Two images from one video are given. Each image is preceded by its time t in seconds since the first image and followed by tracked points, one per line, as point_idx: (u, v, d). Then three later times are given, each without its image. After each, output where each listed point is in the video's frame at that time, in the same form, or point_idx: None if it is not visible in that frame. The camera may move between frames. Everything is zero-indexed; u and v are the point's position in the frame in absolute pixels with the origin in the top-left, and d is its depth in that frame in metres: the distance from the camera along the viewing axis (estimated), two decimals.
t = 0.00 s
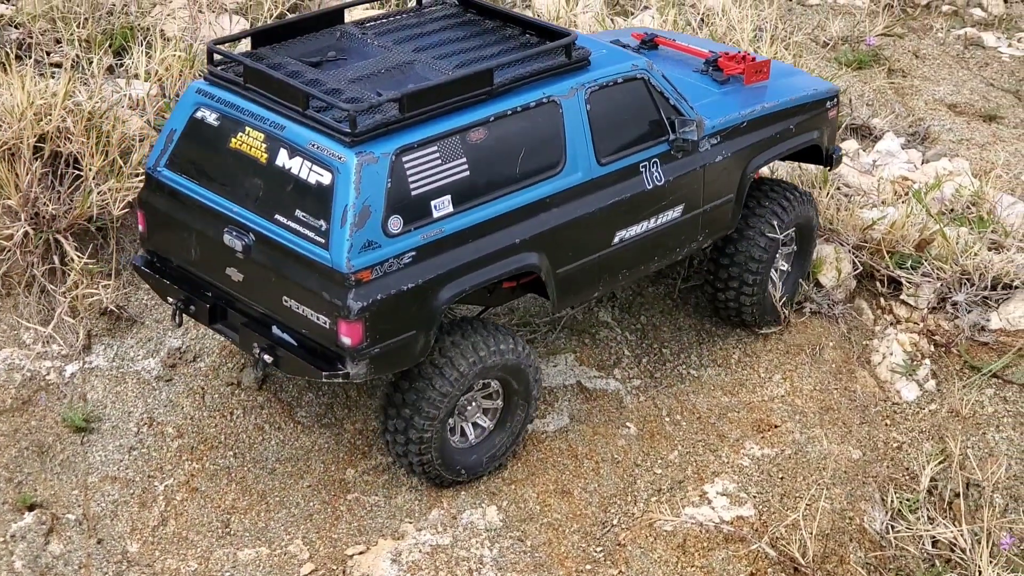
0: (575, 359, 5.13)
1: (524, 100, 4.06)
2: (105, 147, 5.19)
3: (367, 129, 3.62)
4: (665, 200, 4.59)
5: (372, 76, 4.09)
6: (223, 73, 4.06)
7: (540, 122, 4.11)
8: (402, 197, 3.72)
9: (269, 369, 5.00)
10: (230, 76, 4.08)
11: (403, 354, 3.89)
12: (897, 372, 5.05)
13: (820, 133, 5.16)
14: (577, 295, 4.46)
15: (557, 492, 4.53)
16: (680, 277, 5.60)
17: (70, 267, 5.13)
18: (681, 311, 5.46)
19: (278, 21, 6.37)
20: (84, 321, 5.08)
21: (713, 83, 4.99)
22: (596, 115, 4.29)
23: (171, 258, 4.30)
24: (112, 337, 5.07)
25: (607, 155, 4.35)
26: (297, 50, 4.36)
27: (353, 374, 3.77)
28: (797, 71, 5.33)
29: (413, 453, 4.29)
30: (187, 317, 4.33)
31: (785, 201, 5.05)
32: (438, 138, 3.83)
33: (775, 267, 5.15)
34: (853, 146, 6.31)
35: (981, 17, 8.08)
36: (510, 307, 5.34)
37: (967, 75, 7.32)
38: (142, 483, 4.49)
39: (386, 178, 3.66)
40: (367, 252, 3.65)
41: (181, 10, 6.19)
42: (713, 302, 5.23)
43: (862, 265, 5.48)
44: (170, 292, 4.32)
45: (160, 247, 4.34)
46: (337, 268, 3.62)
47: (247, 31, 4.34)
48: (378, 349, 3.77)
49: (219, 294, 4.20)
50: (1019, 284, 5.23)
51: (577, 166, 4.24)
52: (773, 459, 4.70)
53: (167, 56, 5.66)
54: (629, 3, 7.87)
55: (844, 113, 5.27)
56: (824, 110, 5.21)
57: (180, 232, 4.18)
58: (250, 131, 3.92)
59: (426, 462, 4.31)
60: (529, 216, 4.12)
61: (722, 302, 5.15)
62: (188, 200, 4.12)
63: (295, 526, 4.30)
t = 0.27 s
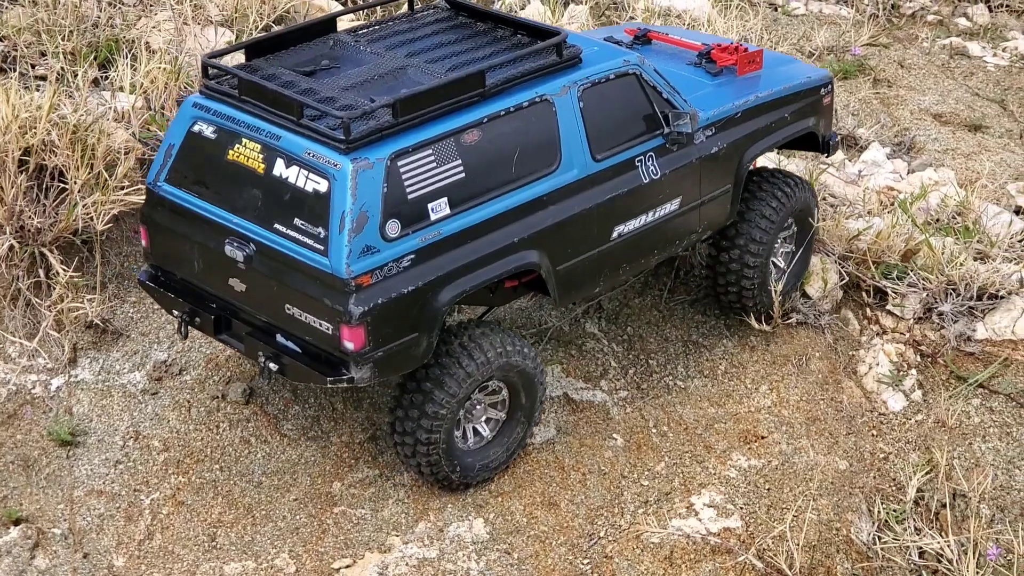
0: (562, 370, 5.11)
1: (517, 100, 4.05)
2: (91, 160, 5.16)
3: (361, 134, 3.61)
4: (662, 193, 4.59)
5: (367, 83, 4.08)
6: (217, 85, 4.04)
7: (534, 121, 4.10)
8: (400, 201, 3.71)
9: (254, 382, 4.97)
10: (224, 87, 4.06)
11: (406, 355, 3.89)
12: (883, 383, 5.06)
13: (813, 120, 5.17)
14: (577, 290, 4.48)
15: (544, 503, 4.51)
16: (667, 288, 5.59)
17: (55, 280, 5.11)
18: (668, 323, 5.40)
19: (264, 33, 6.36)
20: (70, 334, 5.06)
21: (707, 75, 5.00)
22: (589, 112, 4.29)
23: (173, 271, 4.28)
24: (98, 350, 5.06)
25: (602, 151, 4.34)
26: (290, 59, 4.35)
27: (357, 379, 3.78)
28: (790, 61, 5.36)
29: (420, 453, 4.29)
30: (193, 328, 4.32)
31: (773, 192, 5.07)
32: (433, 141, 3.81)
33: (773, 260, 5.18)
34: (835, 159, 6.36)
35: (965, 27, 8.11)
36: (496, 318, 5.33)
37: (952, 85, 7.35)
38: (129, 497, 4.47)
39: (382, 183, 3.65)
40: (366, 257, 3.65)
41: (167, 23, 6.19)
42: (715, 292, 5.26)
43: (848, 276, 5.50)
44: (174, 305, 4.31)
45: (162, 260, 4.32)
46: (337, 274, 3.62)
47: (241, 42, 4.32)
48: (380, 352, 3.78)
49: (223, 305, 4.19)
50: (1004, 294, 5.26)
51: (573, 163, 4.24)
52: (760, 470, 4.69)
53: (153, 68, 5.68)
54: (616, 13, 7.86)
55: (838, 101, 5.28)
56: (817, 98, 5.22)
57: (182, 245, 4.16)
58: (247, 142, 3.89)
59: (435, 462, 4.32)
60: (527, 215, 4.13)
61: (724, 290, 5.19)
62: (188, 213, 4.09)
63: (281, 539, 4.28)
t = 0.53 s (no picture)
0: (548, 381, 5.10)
1: (507, 101, 4.05)
2: (76, 172, 5.16)
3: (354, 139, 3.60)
4: (655, 189, 4.62)
5: (359, 88, 4.07)
6: (208, 95, 4.03)
7: (526, 122, 4.11)
8: (395, 204, 3.70)
9: (240, 394, 4.95)
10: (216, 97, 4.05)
11: (407, 358, 3.88)
12: (869, 394, 5.07)
13: (804, 112, 5.20)
14: (576, 288, 4.48)
15: (530, 515, 4.49)
16: (653, 298, 5.58)
17: (40, 292, 5.09)
18: (655, 333, 5.40)
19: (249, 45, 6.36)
20: (55, 347, 5.04)
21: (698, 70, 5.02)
22: (580, 111, 4.31)
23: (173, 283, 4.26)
24: (83, 363, 5.04)
25: (594, 149, 4.36)
26: (282, 68, 4.35)
27: (359, 383, 3.76)
28: (778, 54, 5.39)
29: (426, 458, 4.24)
30: (194, 339, 4.30)
31: (764, 185, 5.10)
32: (426, 144, 3.81)
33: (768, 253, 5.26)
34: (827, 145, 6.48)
35: (951, 36, 8.14)
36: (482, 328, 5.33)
37: (938, 93, 7.37)
38: (114, 510, 4.45)
39: (377, 186, 3.64)
40: (363, 261, 3.63)
41: (152, 35, 6.20)
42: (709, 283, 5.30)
43: (834, 285, 5.52)
44: (174, 316, 4.29)
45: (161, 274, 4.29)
46: (335, 279, 3.60)
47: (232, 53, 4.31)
48: (381, 355, 3.76)
49: (223, 315, 4.17)
50: (989, 303, 5.27)
51: (566, 162, 4.25)
52: (745, 481, 4.68)
53: (138, 80, 5.69)
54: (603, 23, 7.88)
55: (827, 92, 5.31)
56: (807, 90, 5.25)
57: (181, 258, 4.14)
58: (241, 151, 3.88)
59: (440, 465, 4.26)
60: (522, 214, 4.12)
61: (719, 283, 5.23)
62: (185, 225, 4.07)
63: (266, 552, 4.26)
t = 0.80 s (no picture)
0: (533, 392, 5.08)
1: (501, 100, 4.06)
2: (59, 183, 5.15)
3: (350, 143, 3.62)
4: (650, 183, 4.64)
5: (354, 91, 4.08)
6: (204, 104, 4.03)
7: (520, 120, 4.12)
8: (393, 206, 3.72)
9: (224, 405, 4.94)
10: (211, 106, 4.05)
11: (409, 357, 3.90)
12: (854, 402, 5.08)
13: (796, 102, 5.22)
14: (576, 284, 4.51)
15: (515, 525, 4.46)
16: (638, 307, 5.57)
17: (24, 303, 5.08)
18: (640, 342, 5.39)
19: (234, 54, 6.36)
20: (39, 358, 5.03)
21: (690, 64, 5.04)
22: (574, 108, 4.32)
23: (175, 291, 4.26)
24: (67, 374, 5.02)
25: (589, 145, 4.37)
26: (276, 73, 4.34)
27: (362, 384, 3.78)
28: (767, 47, 5.42)
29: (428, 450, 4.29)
30: (197, 345, 4.30)
31: (757, 175, 5.12)
32: (422, 146, 3.82)
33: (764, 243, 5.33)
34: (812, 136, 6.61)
35: (937, 43, 8.17)
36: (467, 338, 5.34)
37: (924, 101, 7.40)
38: (98, 522, 4.42)
39: (375, 189, 3.65)
40: (363, 263, 3.65)
41: (136, 44, 6.20)
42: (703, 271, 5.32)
43: (819, 294, 5.52)
44: (177, 323, 4.28)
45: (163, 281, 4.30)
46: (336, 282, 3.62)
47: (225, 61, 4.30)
48: (383, 356, 3.78)
49: (225, 320, 4.17)
50: (974, 311, 5.29)
51: (562, 159, 4.26)
52: (731, 490, 4.66)
53: (122, 90, 5.67)
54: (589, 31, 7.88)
55: (817, 81, 5.33)
56: (797, 81, 5.28)
57: (182, 266, 4.14)
58: (238, 157, 3.88)
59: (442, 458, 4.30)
60: (519, 212, 4.14)
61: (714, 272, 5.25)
62: (185, 232, 4.07)
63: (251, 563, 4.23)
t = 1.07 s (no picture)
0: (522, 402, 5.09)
1: (508, 99, 4.12)
2: (47, 194, 5.14)
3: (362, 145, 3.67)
4: (657, 179, 4.69)
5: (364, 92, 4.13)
6: (216, 112, 4.08)
7: (527, 120, 4.18)
8: (406, 205, 3.77)
9: (212, 416, 4.93)
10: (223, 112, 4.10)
11: (426, 355, 3.93)
12: (842, 411, 5.08)
13: (797, 95, 5.29)
14: (588, 280, 4.55)
15: (503, 536, 4.45)
16: (626, 316, 5.57)
17: (11, 315, 5.06)
18: (628, 351, 5.40)
19: (221, 64, 6.37)
20: (26, 369, 5.02)
21: (693, 59, 5.10)
22: (579, 106, 4.38)
23: (192, 295, 4.29)
24: (54, 386, 5.01)
25: (596, 142, 4.43)
26: (286, 77, 4.38)
27: (380, 383, 3.81)
28: (766, 41, 5.47)
29: (445, 447, 4.35)
30: (216, 349, 4.32)
31: (759, 168, 5.18)
32: (432, 146, 3.88)
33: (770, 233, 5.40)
34: (805, 128, 6.70)
35: (924, 51, 8.20)
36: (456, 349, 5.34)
37: (912, 109, 7.43)
38: (85, 534, 4.40)
39: (388, 189, 3.70)
40: (378, 263, 3.69)
41: (124, 55, 6.21)
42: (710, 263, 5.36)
43: (808, 304, 5.53)
44: (195, 327, 4.31)
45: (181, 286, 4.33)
46: (352, 282, 3.66)
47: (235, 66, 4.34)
48: (400, 354, 3.81)
49: (243, 323, 4.20)
50: (961, 320, 5.33)
51: (569, 157, 4.32)
52: (719, 499, 4.65)
53: (110, 100, 5.66)
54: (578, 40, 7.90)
55: (817, 74, 5.40)
56: (796, 75, 5.35)
57: (199, 270, 4.18)
58: (252, 162, 3.93)
59: (459, 454, 4.36)
60: (529, 209, 4.19)
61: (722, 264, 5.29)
62: (202, 238, 4.11)
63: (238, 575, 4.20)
